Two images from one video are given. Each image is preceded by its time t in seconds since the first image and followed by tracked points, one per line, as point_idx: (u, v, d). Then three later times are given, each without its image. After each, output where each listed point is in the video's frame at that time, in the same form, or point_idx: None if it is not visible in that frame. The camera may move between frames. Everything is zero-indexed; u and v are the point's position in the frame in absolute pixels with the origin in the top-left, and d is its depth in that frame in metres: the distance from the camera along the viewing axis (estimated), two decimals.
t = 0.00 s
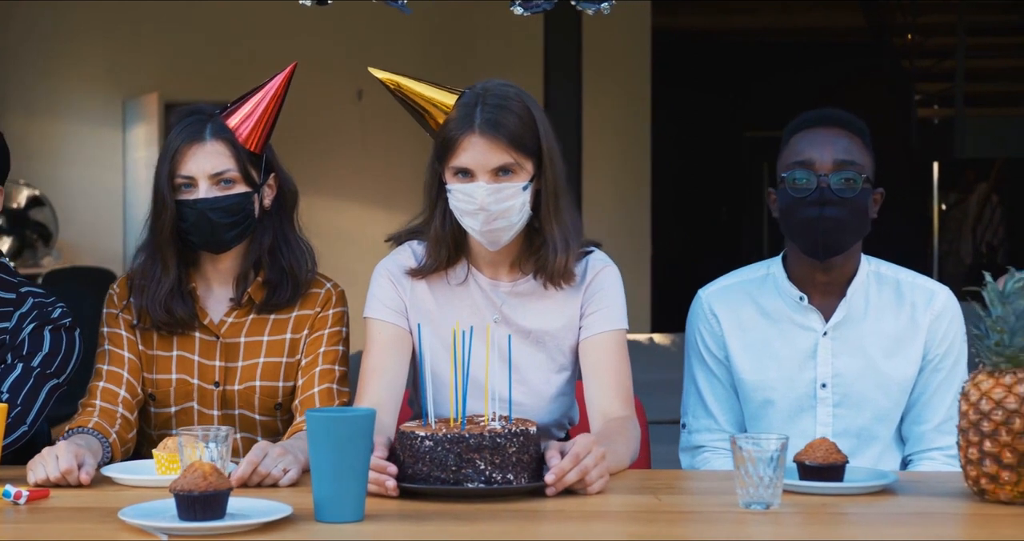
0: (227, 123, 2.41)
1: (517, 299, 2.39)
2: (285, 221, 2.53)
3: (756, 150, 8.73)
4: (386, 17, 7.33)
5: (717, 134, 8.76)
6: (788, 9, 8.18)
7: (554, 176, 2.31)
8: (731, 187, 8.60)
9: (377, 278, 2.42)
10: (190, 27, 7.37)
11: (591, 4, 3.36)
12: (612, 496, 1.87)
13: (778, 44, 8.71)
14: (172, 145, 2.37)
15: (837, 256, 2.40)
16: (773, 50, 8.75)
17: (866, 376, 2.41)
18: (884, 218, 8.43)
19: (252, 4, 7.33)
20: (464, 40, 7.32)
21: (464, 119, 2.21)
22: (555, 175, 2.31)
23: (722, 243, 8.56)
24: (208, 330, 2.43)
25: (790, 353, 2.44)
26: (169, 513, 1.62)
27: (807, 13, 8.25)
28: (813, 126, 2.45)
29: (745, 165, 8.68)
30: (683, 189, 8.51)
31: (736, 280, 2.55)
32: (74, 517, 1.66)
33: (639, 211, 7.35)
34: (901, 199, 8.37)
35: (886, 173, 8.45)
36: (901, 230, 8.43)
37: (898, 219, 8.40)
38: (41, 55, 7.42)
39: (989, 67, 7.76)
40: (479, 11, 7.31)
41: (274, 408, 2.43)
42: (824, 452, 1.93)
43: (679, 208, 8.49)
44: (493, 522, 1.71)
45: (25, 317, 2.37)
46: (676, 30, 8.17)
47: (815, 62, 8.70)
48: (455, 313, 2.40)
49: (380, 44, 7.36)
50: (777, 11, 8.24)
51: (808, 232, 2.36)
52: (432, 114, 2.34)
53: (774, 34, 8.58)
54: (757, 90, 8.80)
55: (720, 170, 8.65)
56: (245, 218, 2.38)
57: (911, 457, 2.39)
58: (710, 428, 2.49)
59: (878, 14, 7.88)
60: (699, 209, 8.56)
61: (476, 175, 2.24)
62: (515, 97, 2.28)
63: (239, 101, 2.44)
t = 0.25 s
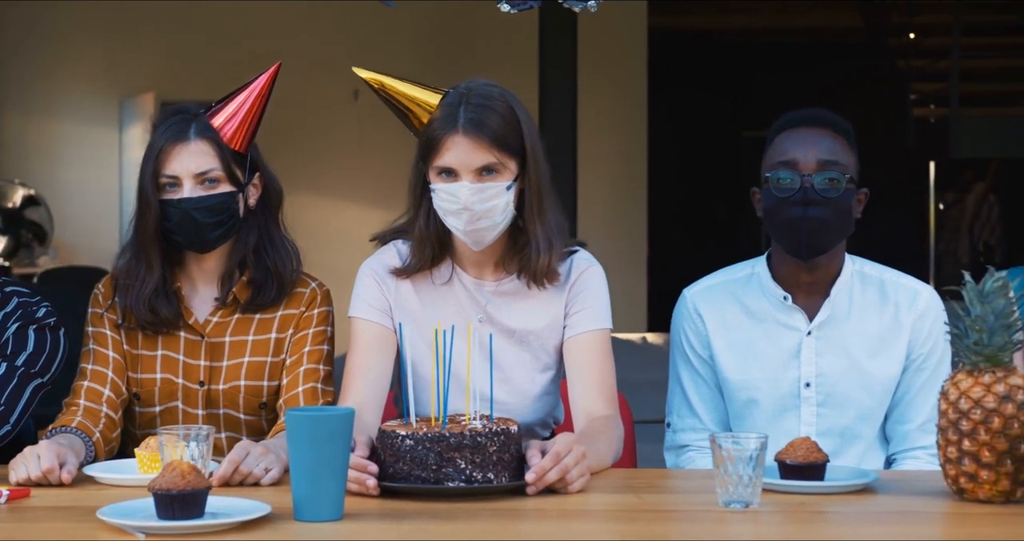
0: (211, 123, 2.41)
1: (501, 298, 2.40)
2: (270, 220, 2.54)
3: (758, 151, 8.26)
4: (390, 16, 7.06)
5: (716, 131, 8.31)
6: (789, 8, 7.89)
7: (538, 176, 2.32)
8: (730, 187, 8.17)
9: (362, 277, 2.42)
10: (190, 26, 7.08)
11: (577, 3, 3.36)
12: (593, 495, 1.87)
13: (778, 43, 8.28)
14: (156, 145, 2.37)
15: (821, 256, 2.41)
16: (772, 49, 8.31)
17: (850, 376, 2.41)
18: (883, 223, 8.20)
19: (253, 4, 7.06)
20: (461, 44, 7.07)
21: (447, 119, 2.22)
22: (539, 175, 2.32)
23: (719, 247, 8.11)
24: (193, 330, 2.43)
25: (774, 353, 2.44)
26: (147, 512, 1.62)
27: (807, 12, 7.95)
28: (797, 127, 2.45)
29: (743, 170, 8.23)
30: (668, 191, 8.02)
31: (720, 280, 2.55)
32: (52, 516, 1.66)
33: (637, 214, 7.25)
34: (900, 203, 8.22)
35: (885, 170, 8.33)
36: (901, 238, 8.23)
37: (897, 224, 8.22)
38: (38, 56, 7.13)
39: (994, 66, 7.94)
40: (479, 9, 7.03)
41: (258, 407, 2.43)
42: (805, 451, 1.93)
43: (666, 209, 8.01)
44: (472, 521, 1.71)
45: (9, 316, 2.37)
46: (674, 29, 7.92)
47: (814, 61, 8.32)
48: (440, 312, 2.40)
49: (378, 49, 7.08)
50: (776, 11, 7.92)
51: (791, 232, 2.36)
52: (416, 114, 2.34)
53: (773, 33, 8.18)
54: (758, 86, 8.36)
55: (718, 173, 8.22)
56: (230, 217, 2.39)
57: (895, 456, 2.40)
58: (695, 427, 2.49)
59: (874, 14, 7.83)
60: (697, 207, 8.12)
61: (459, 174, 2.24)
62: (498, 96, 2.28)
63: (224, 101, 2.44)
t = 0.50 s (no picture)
0: (198, 122, 2.41)
1: (488, 298, 2.40)
2: (257, 220, 2.54)
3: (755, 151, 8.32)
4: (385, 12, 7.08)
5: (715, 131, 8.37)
6: (789, 8, 7.90)
7: (524, 176, 2.32)
8: (729, 186, 8.22)
9: (349, 277, 2.42)
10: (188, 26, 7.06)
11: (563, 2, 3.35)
12: (576, 494, 1.88)
13: (779, 43, 8.29)
14: (143, 144, 2.37)
15: (807, 256, 2.41)
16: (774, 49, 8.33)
17: (836, 376, 2.41)
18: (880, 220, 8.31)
19: (253, 4, 7.08)
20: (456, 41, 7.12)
21: (433, 118, 2.22)
22: (525, 174, 2.32)
23: (717, 248, 8.18)
24: (180, 329, 2.43)
25: (760, 352, 2.45)
26: (128, 511, 1.62)
27: (807, 12, 7.98)
28: (783, 126, 2.45)
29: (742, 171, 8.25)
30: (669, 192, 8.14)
31: (707, 280, 2.56)
32: (33, 515, 1.66)
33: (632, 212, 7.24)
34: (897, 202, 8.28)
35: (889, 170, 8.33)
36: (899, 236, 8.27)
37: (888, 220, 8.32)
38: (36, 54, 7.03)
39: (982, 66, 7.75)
40: (476, 9, 7.05)
41: (245, 407, 2.43)
42: (788, 450, 1.94)
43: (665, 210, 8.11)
44: (455, 521, 1.71)
45: None
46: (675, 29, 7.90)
47: (815, 61, 8.34)
48: (426, 312, 2.41)
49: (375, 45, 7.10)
50: (776, 11, 7.87)
51: (778, 232, 2.36)
52: (402, 114, 2.34)
53: (774, 33, 8.17)
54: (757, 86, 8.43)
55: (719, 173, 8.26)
56: (216, 217, 2.39)
57: (881, 455, 2.40)
58: (681, 427, 2.50)
59: (870, 14, 7.84)
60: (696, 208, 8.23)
61: (445, 174, 2.24)
62: (484, 96, 2.28)
63: (211, 100, 2.44)
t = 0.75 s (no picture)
0: (183, 121, 2.42)
1: (472, 297, 2.40)
2: (242, 220, 2.54)
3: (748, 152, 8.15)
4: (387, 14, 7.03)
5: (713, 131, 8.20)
6: (789, 9, 7.88)
7: (508, 175, 2.32)
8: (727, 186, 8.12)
9: (333, 275, 2.42)
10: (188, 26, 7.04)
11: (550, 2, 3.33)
12: (557, 493, 1.88)
13: (778, 43, 8.19)
14: (128, 143, 2.37)
15: (790, 256, 2.41)
16: (772, 49, 8.22)
17: (820, 375, 2.42)
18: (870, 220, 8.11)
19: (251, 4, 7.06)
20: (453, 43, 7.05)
21: (417, 117, 2.22)
22: (509, 173, 2.32)
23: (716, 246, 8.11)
24: (165, 328, 2.44)
25: (744, 351, 2.45)
26: (106, 510, 1.62)
27: (807, 12, 7.94)
28: (768, 126, 2.45)
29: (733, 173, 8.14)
30: (657, 194, 8.08)
31: (691, 278, 2.56)
32: (12, 513, 1.67)
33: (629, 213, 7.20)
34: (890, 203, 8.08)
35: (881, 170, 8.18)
36: (892, 238, 8.10)
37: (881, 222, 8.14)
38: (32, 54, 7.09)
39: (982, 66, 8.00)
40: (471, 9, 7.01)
41: (230, 406, 2.43)
42: (769, 448, 1.95)
43: (654, 212, 8.07)
44: (434, 519, 1.71)
45: None
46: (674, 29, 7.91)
47: (812, 62, 8.21)
48: (411, 311, 2.41)
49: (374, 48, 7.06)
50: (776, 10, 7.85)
51: (762, 232, 2.37)
52: (387, 113, 2.34)
53: (774, 33, 8.12)
54: (752, 92, 8.27)
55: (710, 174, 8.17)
56: (201, 216, 2.40)
57: (866, 454, 2.41)
58: (666, 426, 2.50)
59: (868, 15, 7.80)
60: (696, 208, 8.13)
61: (429, 173, 2.24)
62: (468, 95, 2.29)
63: (197, 99, 2.44)
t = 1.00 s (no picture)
0: (170, 120, 2.42)
1: (459, 296, 2.40)
2: (229, 219, 2.54)
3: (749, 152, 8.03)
4: (385, 14, 7.04)
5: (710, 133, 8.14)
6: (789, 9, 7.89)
7: (494, 175, 2.33)
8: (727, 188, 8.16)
9: (320, 275, 2.43)
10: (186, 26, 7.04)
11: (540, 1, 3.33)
12: (541, 492, 1.88)
13: (778, 43, 8.14)
14: (115, 142, 2.37)
15: (776, 255, 2.42)
16: (772, 49, 8.15)
17: (807, 375, 2.42)
18: (865, 220, 8.19)
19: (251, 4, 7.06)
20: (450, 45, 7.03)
21: (403, 117, 2.22)
22: (495, 173, 2.33)
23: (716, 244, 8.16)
24: (152, 327, 2.44)
25: (731, 351, 2.45)
26: (89, 508, 1.62)
27: (807, 12, 7.93)
28: (754, 125, 2.45)
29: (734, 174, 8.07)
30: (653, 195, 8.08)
31: (678, 278, 2.57)
32: None
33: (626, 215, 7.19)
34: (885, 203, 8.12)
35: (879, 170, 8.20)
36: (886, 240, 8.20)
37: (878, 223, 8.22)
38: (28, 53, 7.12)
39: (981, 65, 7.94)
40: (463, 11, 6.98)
41: (217, 405, 2.44)
42: (752, 447, 1.95)
43: (654, 211, 8.06)
44: (418, 518, 1.72)
45: None
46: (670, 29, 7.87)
47: (811, 61, 8.16)
48: (398, 311, 2.41)
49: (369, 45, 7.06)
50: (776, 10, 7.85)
51: (749, 232, 2.37)
52: (373, 112, 2.34)
53: (774, 33, 8.08)
54: (752, 92, 8.21)
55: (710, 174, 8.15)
56: (189, 215, 2.40)
57: (852, 454, 2.41)
58: (653, 425, 2.50)
59: (865, 14, 7.80)
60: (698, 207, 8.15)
61: (416, 172, 2.24)
62: (455, 94, 2.29)
63: (184, 98, 2.43)
